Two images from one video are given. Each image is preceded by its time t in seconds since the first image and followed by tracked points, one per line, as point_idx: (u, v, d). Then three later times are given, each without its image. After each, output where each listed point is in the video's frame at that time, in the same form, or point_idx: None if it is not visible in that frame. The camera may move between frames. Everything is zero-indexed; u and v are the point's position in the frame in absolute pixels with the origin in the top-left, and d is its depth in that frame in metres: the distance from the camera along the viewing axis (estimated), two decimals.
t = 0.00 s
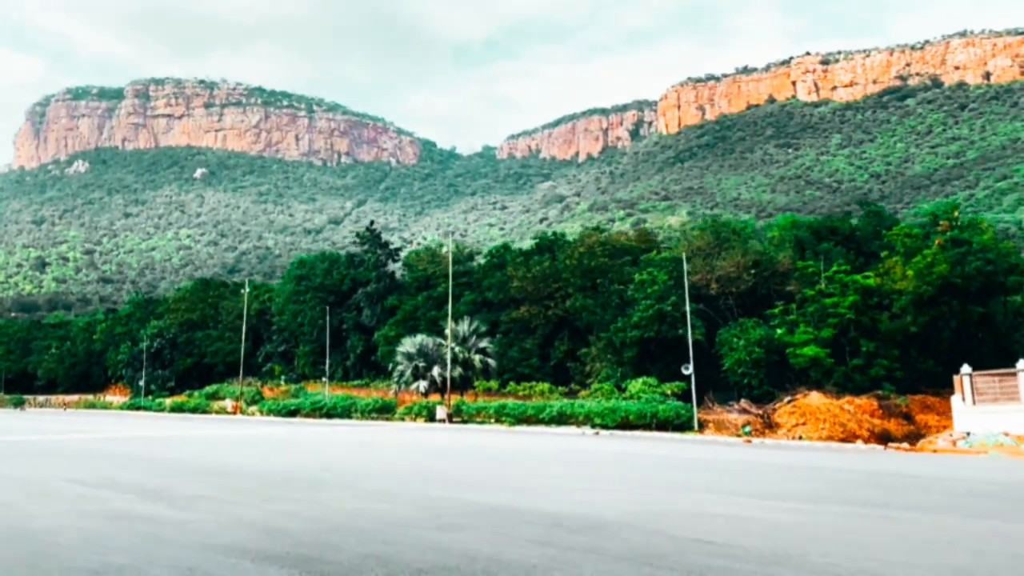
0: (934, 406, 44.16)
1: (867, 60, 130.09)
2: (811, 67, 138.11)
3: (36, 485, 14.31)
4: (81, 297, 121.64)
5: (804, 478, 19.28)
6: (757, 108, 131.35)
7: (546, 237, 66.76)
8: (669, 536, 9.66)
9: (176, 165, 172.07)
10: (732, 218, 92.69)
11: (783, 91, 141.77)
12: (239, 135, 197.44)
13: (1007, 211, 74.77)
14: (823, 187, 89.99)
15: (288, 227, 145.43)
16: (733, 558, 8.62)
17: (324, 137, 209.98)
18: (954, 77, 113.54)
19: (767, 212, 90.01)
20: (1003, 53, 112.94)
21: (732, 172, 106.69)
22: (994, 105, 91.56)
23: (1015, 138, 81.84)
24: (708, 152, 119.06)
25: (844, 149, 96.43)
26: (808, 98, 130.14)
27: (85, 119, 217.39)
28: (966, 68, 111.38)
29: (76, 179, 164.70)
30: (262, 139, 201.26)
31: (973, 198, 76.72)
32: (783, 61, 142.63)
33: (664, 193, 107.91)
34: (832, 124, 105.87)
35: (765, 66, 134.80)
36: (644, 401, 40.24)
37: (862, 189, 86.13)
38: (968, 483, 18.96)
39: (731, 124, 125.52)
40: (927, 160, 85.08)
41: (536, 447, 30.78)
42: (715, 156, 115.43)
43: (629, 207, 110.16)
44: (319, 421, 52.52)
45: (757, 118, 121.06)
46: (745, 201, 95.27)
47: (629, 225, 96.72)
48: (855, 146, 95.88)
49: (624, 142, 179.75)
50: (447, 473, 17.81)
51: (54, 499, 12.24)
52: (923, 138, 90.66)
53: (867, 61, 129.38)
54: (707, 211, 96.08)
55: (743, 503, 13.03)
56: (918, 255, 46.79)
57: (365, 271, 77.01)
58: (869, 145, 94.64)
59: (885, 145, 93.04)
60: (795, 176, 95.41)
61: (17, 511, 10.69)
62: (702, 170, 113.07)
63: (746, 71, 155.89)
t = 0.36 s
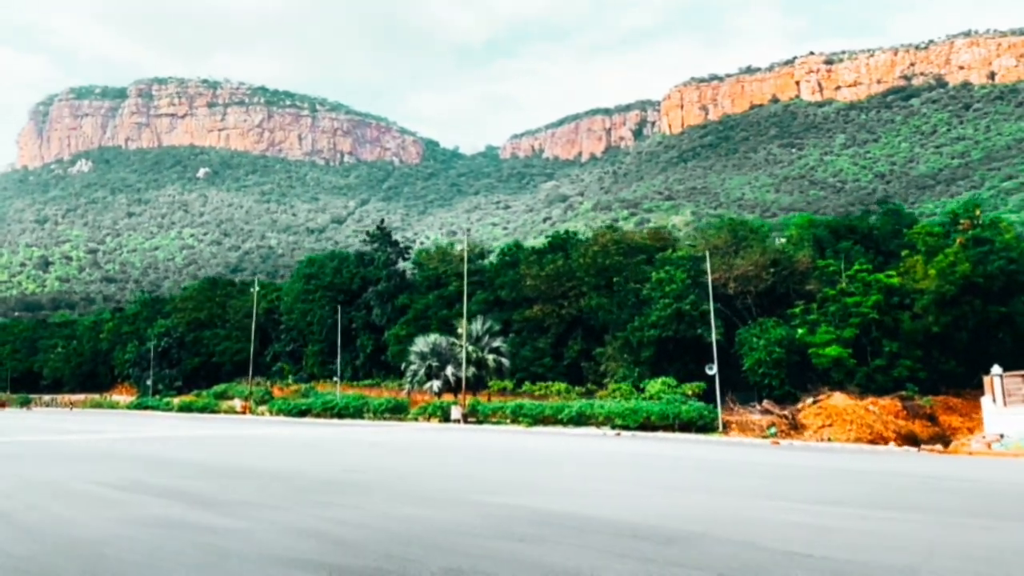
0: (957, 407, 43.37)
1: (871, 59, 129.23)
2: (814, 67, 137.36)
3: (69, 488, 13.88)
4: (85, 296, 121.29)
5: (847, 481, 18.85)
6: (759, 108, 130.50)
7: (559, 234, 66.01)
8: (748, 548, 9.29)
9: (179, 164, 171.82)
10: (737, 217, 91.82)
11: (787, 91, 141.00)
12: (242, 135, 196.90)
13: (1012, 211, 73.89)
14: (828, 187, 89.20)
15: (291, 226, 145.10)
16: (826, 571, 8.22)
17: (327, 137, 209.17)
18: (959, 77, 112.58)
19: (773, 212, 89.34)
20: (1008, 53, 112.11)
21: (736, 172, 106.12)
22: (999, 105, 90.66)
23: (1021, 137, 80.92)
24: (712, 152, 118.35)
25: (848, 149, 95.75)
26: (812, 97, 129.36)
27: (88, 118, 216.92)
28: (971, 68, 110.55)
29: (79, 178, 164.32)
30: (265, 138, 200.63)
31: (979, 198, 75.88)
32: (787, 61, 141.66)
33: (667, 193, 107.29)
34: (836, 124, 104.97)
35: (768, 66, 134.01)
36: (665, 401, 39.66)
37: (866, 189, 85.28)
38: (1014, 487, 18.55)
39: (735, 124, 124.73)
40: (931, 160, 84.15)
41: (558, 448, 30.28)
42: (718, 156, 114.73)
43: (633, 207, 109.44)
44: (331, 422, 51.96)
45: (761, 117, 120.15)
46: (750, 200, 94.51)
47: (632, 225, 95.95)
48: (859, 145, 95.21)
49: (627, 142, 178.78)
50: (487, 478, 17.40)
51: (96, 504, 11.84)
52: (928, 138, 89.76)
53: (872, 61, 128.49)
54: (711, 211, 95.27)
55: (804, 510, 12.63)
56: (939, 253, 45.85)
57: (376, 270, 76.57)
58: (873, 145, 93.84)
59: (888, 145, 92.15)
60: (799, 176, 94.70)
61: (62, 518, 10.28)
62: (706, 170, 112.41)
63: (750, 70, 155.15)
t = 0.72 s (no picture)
0: (991, 409, 41.91)
1: (881, 59, 127.83)
2: (824, 66, 136.25)
3: (114, 492, 13.31)
4: (96, 296, 121.02)
5: (908, 484, 18.16)
6: (769, 108, 129.45)
7: (577, 233, 65.08)
8: (859, 558, 8.65)
9: (187, 164, 171.72)
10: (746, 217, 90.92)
11: (796, 91, 139.89)
12: (250, 135, 196.66)
13: None
14: (839, 187, 88.43)
15: (300, 227, 144.77)
16: None
17: (335, 137, 208.61)
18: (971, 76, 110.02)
19: (785, 213, 88.50)
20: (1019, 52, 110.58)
21: (745, 172, 105.36)
22: (1011, 104, 89.05)
23: None
24: (721, 152, 117.50)
25: (859, 148, 94.53)
26: (822, 97, 128.22)
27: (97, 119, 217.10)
28: (982, 66, 109.22)
29: (89, 179, 164.16)
30: (275, 138, 200.59)
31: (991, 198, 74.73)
32: (796, 61, 140.44)
33: (676, 193, 106.61)
34: (847, 124, 103.67)
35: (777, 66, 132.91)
36: (695, 402, 38.87)
37: (877, 189, 84.17)
38: None
39: (744, 124, 123.84)
40: (942, 160, 82.87)
41: (590, 449, 29.64)
42: (728, 156, 113.95)
43: (642, 207, 108.69)
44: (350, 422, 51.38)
45: (771, 117, 119.08)
46: (760, 201, 93.47)
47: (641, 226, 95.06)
48: (869, 145, 93.84)
49: (635, 142, 177.47)
50: (538, 483, 16.79)
51: (148, 509, 11.27)
52: (939, 137, 88.28)
53: (882, 60, 127.11)
54: (722, 211, 94.40)
55: (892, 515, 11.95)
56: (972, 251, 44.22)
57: (393, 268, 76.02)
58: (884, 145, 92.44)
59: (900, 145, 90.68)
60: (809, 176, 93.61)
61: (118, 526, 9.70)
62: (715, 170, 111.71)
63: (759, 70, 154.07)
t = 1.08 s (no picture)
0: None
1: (895, 57, 126.57)
2: (837, 66, 135.04)
3: (159, 497, 12.77)
4: (110, 296, 121.46)
5: (973, 483, 17.43)
6: (781, 107, 128.27)
7: (599, 232, 63.95)
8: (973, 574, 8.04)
9: (200, 165, 172.22)
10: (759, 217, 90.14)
11: (809, 90, 138.72)
12: (263, 137, 197.05)
13: None
14: (852, 187, 87.35)
15: (313, 227, 144.63)
16: None
17: (347, 138, 208.27)
18: (985, 75, 107.00)
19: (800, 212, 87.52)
20: None
21: (758, 171, 104.52)
22: None
23: None
24: (734, 152, 116.65)
25: (872, 148, 93.36)
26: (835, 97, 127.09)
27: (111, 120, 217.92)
28: (998, 65, 107.77)
29: (102, 180, 164.81)
30: (286, 139, 200.85)
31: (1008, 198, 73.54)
32: (810, 60, 139.29)
33: (689, 193, 105.85)
34: (860, 123, 102.49)
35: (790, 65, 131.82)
36: (727, 403, 38.15)
37: (892, 189, 83.08)
38: None
39: (757, 123, 122.89)
40: (958, 159, 81.65)
41: (623, 450, 29.06)
42: (740, 156, 113.05)
43: (654, 206, 108.05)
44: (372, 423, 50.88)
45: (783, 117, 117.96)
46: (772, 200, 92.71)
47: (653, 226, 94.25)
48: (883, 145, 92.49)
49: (647, 141, 176.55)
50: (591, 484, 16.17)
51: (202, 517, 10.73)
52: (954, 136, 86.95)
53: (896, 59, 125.73)
54: (734, 212, 93.48)
55: (977, 522, 11.35)
56: (1007, 248, 42.89)
57: (413, 268, 75.59)
58: (898, 144, 91.15)
59: (913, 144, 89.32)
60: (822, 175, 92.48)
61: (177, 536, 9.14)
62: (728, 169, 110.81)
63: (772, 69, 152.99)
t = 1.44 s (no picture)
0: None
1: (914, 54, 124.98)
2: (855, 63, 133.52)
3: (214, 505, 12.06)
4: (129, 297, 122.26)
5: None
6: (799, 105, 126.80)
7: (626, 230, 62.83)
8: None
9: (218, 166, 172.90)
10: (779, 215, 89.10)
11: (827, 87, 137.30)
12: (280, 138, 197.39)
13: None
14: (872, 185, 86.04)
15: (329, 227, 144.46)
16: None
17: (364, 138, 207.90)
18: (1007, 71, 107.04)
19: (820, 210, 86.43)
20: None
21: (777, 170, 103.45)
22: None
23: None
24: (752, 151, 115.39)
25: (892, 145, 92.05)
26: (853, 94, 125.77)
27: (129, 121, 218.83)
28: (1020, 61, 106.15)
29: (121, 181, 165.60)
30: (303, 141, 200.91)
31: None
32: (828, 57, 137.10)
33: (707, 191, 104.90)
34: (879, 120, 101.23)
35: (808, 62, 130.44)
36: (766, 403, 37.40)
37: (913, 186, 81.77)
38: None
39: (775, 120, 121.70)
40: (979, 156, 80.29)
41: (665, 449, 28.26)
42: (758, 155, 111.95)
43: (671, 205, 107.15)
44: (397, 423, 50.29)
45: (801, 114, 116.71)
46: (792, 198, 91.61)
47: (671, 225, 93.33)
48: (903, 142, 90.93)
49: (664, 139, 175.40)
50: (656, 487, 15.33)
51: (266, 526, 10.03)
52: (976, 133, 85.49)
53: (915, 55, 124.11)
54: (753, 210, 92.46)
55: None
56: None
57: (436, 267, 74.95)
58: (918, 140, 89.73)
59: (934, 140, 87.89)
60: (841, 173, 91.19)
61: (247, 552, 8.39)
62: (746, 168, 109.62)
63: (790, 66, 151.70)
